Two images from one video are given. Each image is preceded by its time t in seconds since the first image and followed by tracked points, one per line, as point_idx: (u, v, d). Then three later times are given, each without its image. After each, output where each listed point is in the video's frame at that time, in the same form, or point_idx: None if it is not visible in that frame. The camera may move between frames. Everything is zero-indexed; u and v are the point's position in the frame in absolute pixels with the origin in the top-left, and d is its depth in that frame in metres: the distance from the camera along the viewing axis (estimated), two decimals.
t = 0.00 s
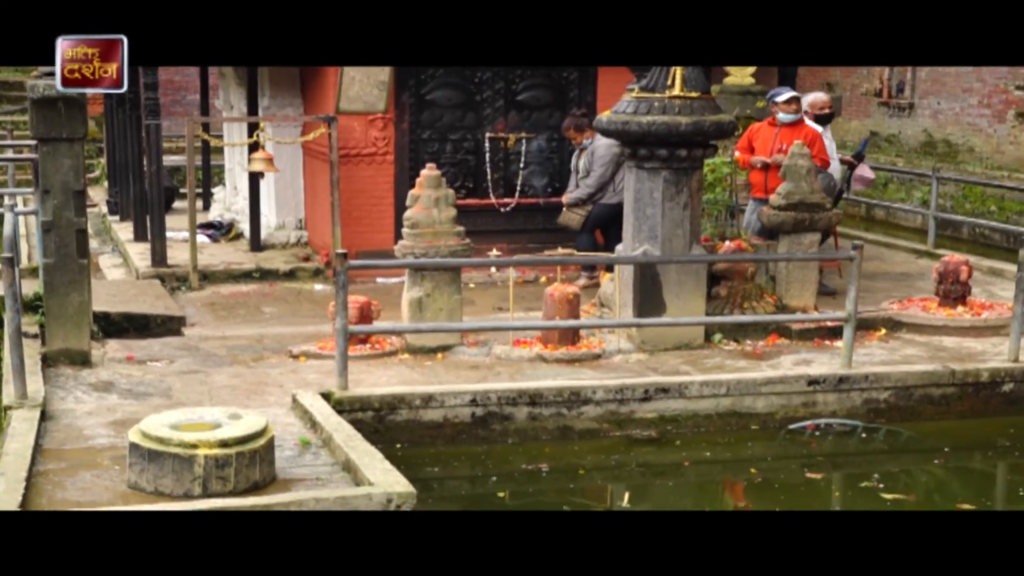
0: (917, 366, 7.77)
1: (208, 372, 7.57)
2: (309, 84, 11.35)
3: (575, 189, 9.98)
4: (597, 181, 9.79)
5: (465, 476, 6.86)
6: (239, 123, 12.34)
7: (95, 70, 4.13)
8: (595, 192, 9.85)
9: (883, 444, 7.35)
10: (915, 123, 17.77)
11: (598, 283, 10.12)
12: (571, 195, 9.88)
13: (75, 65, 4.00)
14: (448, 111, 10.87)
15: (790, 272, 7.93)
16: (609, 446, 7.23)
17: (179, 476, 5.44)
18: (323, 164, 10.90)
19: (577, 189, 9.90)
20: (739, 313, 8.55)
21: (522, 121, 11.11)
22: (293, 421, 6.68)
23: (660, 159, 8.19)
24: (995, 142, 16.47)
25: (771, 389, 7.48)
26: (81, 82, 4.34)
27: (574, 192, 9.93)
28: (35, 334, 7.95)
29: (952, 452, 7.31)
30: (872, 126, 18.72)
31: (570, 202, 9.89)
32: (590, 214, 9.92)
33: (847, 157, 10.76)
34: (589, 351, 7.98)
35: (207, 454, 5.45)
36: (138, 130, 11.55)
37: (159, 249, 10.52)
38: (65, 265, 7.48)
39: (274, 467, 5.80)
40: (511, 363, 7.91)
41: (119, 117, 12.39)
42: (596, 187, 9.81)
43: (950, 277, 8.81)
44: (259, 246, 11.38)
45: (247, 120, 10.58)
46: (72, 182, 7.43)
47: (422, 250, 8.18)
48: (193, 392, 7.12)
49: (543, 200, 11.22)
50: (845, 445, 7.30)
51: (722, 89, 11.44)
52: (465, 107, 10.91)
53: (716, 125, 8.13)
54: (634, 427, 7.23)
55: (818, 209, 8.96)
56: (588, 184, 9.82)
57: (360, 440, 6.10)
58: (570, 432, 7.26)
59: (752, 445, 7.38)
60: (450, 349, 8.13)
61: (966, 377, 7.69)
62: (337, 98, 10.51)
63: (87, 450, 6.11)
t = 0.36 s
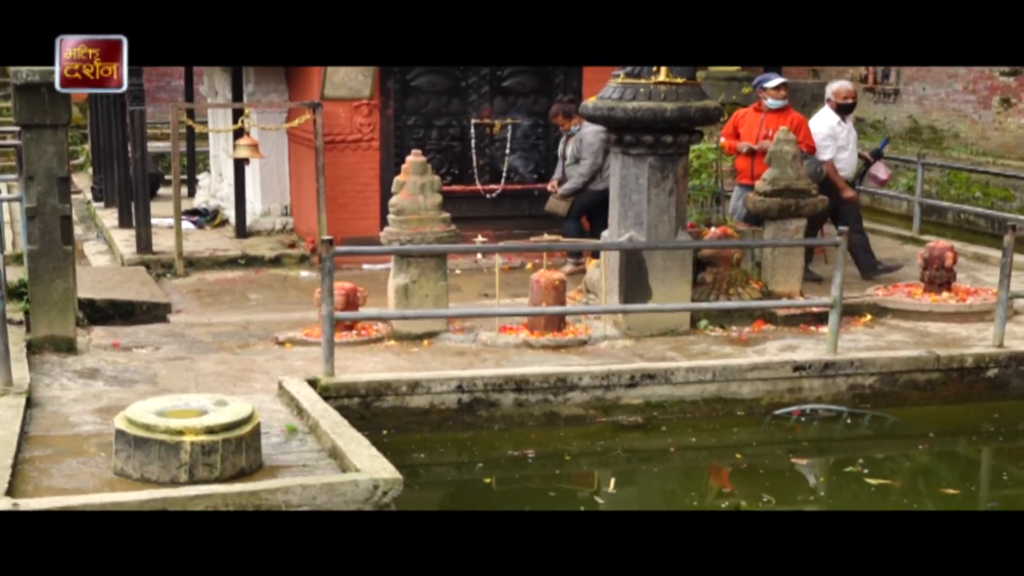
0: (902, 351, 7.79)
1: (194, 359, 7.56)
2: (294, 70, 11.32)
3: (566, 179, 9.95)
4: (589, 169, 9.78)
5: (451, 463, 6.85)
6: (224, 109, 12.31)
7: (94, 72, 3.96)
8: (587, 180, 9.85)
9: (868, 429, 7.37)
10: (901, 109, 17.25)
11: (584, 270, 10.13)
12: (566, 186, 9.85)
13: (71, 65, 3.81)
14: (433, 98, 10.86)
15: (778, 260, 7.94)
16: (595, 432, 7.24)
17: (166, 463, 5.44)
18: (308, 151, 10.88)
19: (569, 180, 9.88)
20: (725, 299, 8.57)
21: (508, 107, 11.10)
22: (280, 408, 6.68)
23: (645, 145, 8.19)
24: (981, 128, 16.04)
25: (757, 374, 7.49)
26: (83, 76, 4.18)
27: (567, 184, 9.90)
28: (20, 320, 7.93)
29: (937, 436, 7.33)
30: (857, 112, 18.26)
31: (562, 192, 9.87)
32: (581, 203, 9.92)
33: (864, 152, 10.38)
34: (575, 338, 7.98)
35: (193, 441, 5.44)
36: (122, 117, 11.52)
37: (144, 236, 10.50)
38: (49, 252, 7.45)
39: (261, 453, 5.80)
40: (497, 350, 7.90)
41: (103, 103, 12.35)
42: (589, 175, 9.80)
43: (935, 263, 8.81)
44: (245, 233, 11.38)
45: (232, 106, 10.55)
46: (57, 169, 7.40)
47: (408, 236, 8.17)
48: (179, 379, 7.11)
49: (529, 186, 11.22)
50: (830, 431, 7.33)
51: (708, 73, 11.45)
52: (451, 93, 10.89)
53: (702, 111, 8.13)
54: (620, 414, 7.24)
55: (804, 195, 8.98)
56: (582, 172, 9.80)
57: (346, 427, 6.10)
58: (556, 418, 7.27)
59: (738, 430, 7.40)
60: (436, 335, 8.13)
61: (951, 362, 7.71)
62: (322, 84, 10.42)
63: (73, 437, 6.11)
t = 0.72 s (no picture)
0: (890, 337, 7.80)
1: (182, 346, 7.55)
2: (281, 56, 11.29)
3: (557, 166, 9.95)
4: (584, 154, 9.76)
5: (440, 450, 6.85)
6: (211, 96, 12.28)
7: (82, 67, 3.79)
8: (581, 167, 9.84)
9: (857, 416, 7.39)
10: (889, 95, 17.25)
11: (573, 257, 10.13)
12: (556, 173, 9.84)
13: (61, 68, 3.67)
14: (421, 84, 10.84)
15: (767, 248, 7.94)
16: (584, 418, 7.25)
17: (153, 450, 5.43)
18: (296, 137, 10.85)
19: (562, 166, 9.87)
20: (714, 285, 8.58)
21: (496, 94, 11.09)
22: (269, 395, 6.68)
23: (634, 132, 8.17)
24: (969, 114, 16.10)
25: (745, 361, 7.50)
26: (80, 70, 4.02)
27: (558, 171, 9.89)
28: (8, 308, 7.91)
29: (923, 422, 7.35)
30: (845, 98, 18.32)
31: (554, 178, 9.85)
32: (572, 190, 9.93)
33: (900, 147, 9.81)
34: (564, 325, 7.99)
35: (181, 427, 5.44)
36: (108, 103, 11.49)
37: (131, 223, 10.48)
38: (36, 240, 7.44)
39: (250, 440, 5.79)
40: (486, 336, 7.90)
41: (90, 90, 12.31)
42: (583, 161, 9.79)
43: (923, 249, 8.83)
44: (232, 220, 11.36)
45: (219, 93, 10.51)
46: (43, 156, 7.38)
47: (396, 223, 8.16)
48: (167, 366, 7.10)
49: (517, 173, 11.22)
50: (818, 417, 7.35)
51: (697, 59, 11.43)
52: (438, 80, 10.87)
53: (691, 97, 8.12)
54: (609, 400, 7.25)
55: (792, 181, 8.97)
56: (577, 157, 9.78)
57: (335, 414, 6.09)
58: (545, 405, 7.28)
59: (726, 417, 7.40)
60: (424, 322, 8.13)
61: (939, 348, 7.73)
62: (309, 71, 10.38)
63: (61, 424, 6.10)
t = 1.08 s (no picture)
0: (875, 323, 7.82)
1: (167, 334, 7.53)
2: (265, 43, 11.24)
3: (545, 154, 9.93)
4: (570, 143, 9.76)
5: (427, 436, 6.85)
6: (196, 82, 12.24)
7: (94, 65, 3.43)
8: (568, 155, 9.84)
9: (842, 402, 7.41)
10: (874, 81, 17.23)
11: (558, 244, 10.14)
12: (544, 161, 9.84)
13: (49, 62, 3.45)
14: (406, 71, 10.82)
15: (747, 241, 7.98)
16: (570, 405, 7.26)
17: (140, 438, 5.43)
18: (281, 124, 10.82)
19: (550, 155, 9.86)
20: (700, 272, 8.59)
21: (482, 80, 11.05)
22: (255, 382, 6.67)
23: (620, 118, 8.16)
24: (953, 100, 15.77)
25: (730, 347, 7.52)
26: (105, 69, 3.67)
27: (549, 158, 9.87)
28: None
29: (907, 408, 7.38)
30: (830, 84, 18.30)
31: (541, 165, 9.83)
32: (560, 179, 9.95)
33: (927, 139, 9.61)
34: (550, 311, 7.99)
35: (168, 415, 5.43)
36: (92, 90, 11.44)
37: (116, 210, 10.45)
38: (20, 227, 7.42)
39: (236, 428, 5.79)
40: (472, 323, 7.90)
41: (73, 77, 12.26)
42: (570, 150, 9.79)
43: (908, 236, 8.83)
44: (217, 208, 11.34)
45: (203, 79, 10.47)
46: (27, 143, 7.35)
47: (381, 211, 8.14)
48: (153, 353, 7.09)
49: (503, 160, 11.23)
50: (803, 403, 7.37)
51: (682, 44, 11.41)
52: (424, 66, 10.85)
53: (676, 84, 8.09)
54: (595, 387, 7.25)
55: (778, 167, 8.97)
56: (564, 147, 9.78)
57: (322, 401, 6.09)
58: (531, 391, 7.29)
59: (711, 403, 7.42)
60: (410, 310, 8.13)
61: (924, 334, 7.75)
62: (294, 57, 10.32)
63: (46, 412, 6.08)
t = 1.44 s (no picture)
0: (857, 310, 7.84)
1: (148, 322, 7.51)
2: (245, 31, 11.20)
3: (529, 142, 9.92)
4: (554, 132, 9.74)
5: (410, 424, 6.84)
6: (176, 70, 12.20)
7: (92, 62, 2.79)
8: (551, 144, 9.83)
9: (823, 389, 7.43)
10: (856, 67, 17.21)
11: (540, 231, 10.15)
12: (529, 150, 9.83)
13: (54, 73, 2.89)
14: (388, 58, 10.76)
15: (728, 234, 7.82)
16: (552, 392, 7.28)
17: (121, 427, 5.41)
18: (262, 112, 10.78)
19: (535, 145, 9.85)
20: (681, 259, 8.60)
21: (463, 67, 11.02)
22: (236, 370, 6.66)
23: (601, 106, 8.18)
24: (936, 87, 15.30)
25: (712, 334, 7.53)
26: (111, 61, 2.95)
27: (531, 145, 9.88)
28: None
29: (888, 395, 7.40)
30: (812, 71, 18.29)
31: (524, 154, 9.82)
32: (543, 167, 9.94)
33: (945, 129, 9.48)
34: (532, 299, 8.00)
35: (149, 404, 5.41)
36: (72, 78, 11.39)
37: (96, 199, 10.41)
38: None
39: (218, 416, 5.78)
40: (454, 311, 7.90)
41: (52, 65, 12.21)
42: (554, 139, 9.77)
43: (889, 223, 8.85)
44: (198, 195, 11.31)
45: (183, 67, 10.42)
46: (5, 131, 7.31)
47: (363, 198, 8.14)
48: (134, 342, 7.07)
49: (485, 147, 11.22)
50: (784, 389, 7.40)
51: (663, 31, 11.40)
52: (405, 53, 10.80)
53: (658, 71, 8.03)
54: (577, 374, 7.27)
55: (759, 154, 8.98)
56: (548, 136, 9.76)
57: (304, 389, 6.09)
58: (513, 378, 7.30)
59: (693, 389, 7.44)
60: (392, 297, 8.13)
61: (905, 321, 7.77)
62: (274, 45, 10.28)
63: (27, 401, 6.06)
